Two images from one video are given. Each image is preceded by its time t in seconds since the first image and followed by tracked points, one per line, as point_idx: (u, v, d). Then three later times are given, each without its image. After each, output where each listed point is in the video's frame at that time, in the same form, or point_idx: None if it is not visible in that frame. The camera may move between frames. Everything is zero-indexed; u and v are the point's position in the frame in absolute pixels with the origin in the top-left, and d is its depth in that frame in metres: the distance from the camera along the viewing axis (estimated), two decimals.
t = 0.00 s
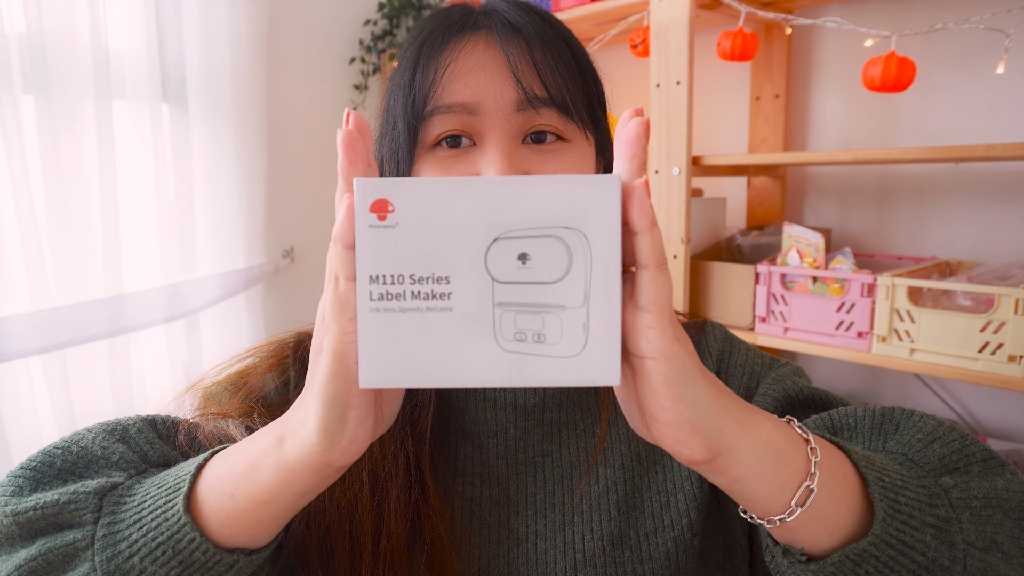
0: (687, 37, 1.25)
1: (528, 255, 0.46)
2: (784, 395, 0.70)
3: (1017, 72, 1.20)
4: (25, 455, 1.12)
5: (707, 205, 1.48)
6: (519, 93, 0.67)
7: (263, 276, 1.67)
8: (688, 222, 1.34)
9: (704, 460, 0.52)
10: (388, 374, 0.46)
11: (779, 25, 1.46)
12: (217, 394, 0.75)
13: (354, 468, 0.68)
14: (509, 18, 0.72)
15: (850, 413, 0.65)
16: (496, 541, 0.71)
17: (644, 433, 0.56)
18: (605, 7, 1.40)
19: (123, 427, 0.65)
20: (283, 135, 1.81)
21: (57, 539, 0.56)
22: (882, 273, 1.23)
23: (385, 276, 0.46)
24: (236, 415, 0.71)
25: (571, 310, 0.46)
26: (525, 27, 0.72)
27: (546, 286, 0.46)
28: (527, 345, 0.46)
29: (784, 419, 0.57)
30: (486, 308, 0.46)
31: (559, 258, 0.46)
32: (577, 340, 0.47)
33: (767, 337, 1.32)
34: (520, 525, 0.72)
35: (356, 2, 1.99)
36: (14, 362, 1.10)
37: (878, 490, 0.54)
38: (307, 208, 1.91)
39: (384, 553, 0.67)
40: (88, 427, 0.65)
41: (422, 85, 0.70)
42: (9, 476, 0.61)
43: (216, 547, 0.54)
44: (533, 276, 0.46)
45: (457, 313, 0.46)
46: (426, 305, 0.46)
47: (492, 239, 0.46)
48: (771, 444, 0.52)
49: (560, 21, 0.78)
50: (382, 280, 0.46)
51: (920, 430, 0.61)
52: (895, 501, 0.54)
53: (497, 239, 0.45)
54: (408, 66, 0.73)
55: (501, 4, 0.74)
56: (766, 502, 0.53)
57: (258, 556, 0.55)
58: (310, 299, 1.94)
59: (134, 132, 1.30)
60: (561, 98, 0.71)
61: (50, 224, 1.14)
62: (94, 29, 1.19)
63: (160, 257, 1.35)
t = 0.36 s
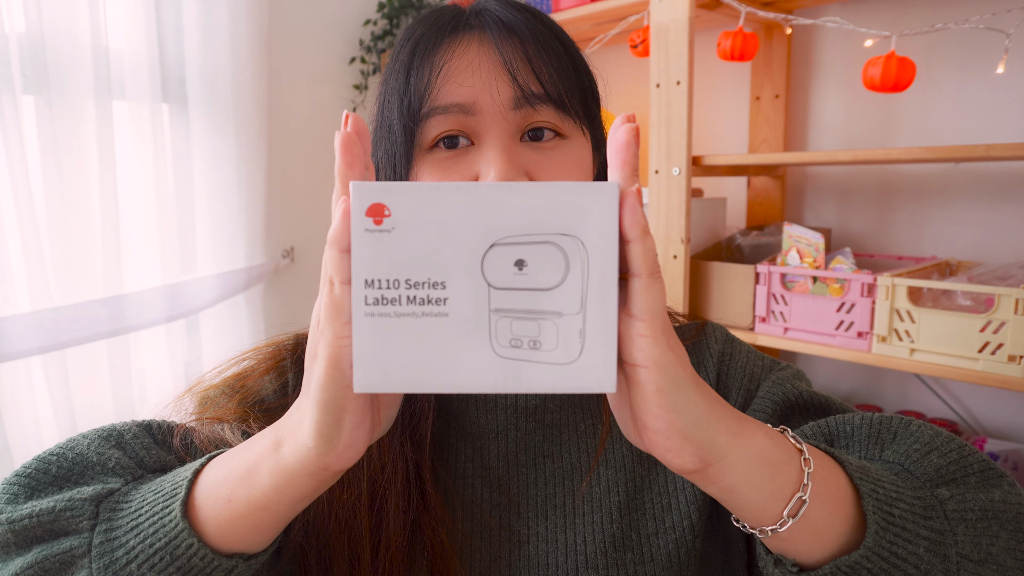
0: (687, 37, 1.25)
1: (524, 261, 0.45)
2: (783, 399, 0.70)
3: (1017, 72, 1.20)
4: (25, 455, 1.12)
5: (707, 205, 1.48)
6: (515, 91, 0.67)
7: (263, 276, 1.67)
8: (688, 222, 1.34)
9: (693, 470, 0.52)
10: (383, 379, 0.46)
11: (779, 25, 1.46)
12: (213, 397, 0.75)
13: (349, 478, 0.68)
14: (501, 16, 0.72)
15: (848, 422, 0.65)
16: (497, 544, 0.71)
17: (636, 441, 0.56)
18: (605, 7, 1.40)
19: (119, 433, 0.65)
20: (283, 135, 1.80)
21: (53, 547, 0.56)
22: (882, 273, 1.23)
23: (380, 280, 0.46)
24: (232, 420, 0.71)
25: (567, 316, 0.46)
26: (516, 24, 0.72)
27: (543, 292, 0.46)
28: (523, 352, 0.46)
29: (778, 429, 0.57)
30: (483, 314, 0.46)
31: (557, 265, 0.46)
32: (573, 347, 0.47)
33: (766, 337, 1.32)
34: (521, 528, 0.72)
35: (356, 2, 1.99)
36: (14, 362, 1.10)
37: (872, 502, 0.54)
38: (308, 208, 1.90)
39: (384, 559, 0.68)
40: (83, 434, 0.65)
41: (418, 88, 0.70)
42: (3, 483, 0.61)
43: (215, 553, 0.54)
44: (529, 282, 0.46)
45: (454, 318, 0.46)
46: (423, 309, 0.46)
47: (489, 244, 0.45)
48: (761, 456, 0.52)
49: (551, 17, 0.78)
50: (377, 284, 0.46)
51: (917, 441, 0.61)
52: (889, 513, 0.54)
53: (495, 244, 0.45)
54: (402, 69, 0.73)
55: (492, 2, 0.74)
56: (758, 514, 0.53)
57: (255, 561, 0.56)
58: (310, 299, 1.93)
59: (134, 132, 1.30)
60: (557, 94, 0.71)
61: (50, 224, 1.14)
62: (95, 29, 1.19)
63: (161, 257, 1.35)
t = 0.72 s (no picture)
0: (687, 37, 1.25)
1: (526, 262, 0.46)
2: (782, 403, 0.70)
3: (1017, 72, 1.20)
4: (25, 454, 1.12)
5: (706, 205, 1.48)
6: (515, 89, 0.67)
7: (263, 276, 1.67)
8: (688, 222, 1.34)
9: (693, 470, 0.52)
10: (386, 380, 0.46)
11: (779, 25, 1.46)
12: (213, 401, 0.74)
13: (349, 481, 0.68)
14: (500, 15, 0.72)
15: (848, 425, 0.65)
16: (498, 546, 0.71)
17: (637, 443, 0.56)
18: (605, 7, 1.40)
19: (120, 439, 0.65)
20: (283, 135, 1.81)
21: (57, 553, 0.56)
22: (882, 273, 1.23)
23: (385, 283, 0.46)
24: (230, 424, 0.70)
25: (569, 316, 0.46)
26: (516, 23, 0.72)
27: (546, 293, 0.46)
28: (526, 351, 0.46)
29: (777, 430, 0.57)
30: (485, 315, 0.46)
31: (558, 265, 0.46)
32: (575, 347, 0.47)
33: (766, 337, 1.32)
34: (521, 530, 0.72)
35: (356, 2, 1.99)
36: (14, 362, 1.10)
37: (870, 504, 0.54)
38: (308, 208, 1.91)
39: (383, 558, 0.68)
40: (86, 440, 0.65)
41: (416, 86, 0.70)
42: (4, 490, 0.61)
43: (221, 557, 0.54)
44: (532, 283, 0.46)
45: (457, 319, 0.46)
46: (426, 311, 0.46)
47: (491, 246, 0.46)
48: (761, 456, 0.53)
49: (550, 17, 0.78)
50: (382, 286, 0.46)
51: (917, 445, 0.61)
52: (886, 515, 0.54)
53: (496, 247, 0.45)
54: (401, 68, 0.73)
55: (492, 2, 0.74)
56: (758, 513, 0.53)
57: (261, 564, 0.56)
58: (310, 299, 1.93)
59: (134, 133, 1.30)
60: (556, 93, 0.71)
61: (50, 224, 1.14)
62: (95, 29, 1.19)
63: (161, 257, 1.35)
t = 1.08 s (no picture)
0: (687, 37, 1.25)
1: (528, 267, 0.46)
2: (782, 407, 0.70)
3: (1017, 72, 1.20)
4: (25, 454, 1.12)
5: (707, 205, 1.49)
6: (517, 91, 0.66)
7: (263, 276, 1.67)
8: (688, 222, 1.34)
9: (692, 475, 0.52)
10: (387, 385, 0.46)
11: (779, 25, 1.46)
12: (215, 403, 0.74)
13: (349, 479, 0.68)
14: (503, 17, 0.72)
15: (848, 430, 0.65)
16: (498, 545, 0.71)
17: (636, 449, 0.56)
18: (605, 7, 1.40)
19: (122, 441, 0.65)
20: (283, 135, 1.81)
21: (59, 557, 0.56)
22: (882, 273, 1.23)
23: (387, 288, 0.46)
24: (232, 427, 0.70)
25: (570, 321, 0.46)
26: (518, 24, 0.72)
27: (548, 297, 0.46)
28: (527, 356, 0.46)
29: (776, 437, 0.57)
30: (487, 319, 0.46)
31: (559, 270, 0.46)
32: (576, 351, 0.47)
33: (766, 337, 1.32)
34: (522, 530, 0.72)
35: (356, 2, 1.99)
36: (14, 362, 1.10)
37: (867, 510, 0.54)
38: (308, 209, 1.91)
39: (384, 554, 0.68)
40: (89, 442, 0.65)
41: (419, 88, 0.70)
42: (7, 492, 0.61)
43: (220, 562, 0.54)
44: (533, 287, 0.46)
45: (455, 321, 0.46)
46: (427, 316, 0.46)
47: (491, 250, 0.46)
48: (760, 462, 0.53)
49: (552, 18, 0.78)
50: (384, 291, 0.46)
51: (915, 451, 0.60)
52: (884, 522, 0.54)
53: (497, 251, 0.46)
54: (403, 70, 0.73)
55: (494, 3, 0.73)
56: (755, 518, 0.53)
57: (260, 569, 0.56)
58: (310, 299, 1.94)
59: (133, 133, 1.30)
60: (558, 95, 0.71)
61: (51, 225, 1.14)
62: (95, 29, 1.19)
63: (161, 256, 1.35)
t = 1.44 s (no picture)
0: (687, 37, 1.25)
1: (575, 277, 0.45)
2: (757, 459, 0.67)
3: (1017, 72, 1.20)
4: (25, 454, 1.12)
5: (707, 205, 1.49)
6: (493, 87, 0.67)
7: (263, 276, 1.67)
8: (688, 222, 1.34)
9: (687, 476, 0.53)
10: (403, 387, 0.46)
11: (778, 25, 1.46)
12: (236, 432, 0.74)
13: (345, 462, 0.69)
14: (479, 18, 0.73)
15: (812, 519, 0.61)
16: (494, 547, 0.72)
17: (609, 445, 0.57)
18: (605, 7, 1.40)
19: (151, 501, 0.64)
20: (284, 135, 1.81)
21: None
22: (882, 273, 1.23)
23: (426, 285, 0.45)
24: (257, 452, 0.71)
25: (611, 335, 0.47)
26: (494, 24, 0.72)
27: (591, 310, 0.47)
28: (563, 366, 0.46)
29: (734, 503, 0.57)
30: (529, 329, 0.46)
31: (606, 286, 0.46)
32: (615, 364, 0.47)
33: (766, 337, 1.32)
34: (518, 533, 0.72)
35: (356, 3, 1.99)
36: (14, 363, 1.09)
37: None
38: (308, 210, 1.91)
39: (384, 541, 0.69)
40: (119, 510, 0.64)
41: (402, 90, 0.71)
42: None
43: None
44: (577, 299, 0.46)
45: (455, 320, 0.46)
46: (467, 318, 0.46)
47: (540, 259, 0.45)
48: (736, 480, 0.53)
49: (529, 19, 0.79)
50: (422, 289, 0.45)
51: None
52: None
53: (546, 258, 0.45)
54: (385, 74, 0.74)
55: (471, 7, 0.75)
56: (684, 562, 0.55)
57: None
58: (310, 299, 1.94)
59: (134, 133, 1.29)
60: (535, 91, 0.71)
61: (51, 225, 1.14)
62: (95, 30, 1.19)
63: (160, 255, 1.35)
